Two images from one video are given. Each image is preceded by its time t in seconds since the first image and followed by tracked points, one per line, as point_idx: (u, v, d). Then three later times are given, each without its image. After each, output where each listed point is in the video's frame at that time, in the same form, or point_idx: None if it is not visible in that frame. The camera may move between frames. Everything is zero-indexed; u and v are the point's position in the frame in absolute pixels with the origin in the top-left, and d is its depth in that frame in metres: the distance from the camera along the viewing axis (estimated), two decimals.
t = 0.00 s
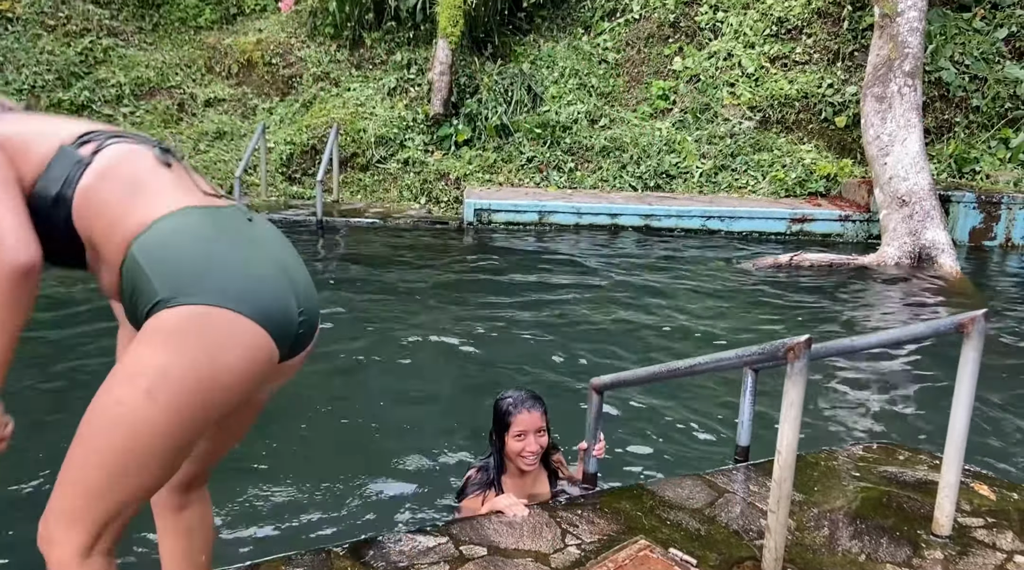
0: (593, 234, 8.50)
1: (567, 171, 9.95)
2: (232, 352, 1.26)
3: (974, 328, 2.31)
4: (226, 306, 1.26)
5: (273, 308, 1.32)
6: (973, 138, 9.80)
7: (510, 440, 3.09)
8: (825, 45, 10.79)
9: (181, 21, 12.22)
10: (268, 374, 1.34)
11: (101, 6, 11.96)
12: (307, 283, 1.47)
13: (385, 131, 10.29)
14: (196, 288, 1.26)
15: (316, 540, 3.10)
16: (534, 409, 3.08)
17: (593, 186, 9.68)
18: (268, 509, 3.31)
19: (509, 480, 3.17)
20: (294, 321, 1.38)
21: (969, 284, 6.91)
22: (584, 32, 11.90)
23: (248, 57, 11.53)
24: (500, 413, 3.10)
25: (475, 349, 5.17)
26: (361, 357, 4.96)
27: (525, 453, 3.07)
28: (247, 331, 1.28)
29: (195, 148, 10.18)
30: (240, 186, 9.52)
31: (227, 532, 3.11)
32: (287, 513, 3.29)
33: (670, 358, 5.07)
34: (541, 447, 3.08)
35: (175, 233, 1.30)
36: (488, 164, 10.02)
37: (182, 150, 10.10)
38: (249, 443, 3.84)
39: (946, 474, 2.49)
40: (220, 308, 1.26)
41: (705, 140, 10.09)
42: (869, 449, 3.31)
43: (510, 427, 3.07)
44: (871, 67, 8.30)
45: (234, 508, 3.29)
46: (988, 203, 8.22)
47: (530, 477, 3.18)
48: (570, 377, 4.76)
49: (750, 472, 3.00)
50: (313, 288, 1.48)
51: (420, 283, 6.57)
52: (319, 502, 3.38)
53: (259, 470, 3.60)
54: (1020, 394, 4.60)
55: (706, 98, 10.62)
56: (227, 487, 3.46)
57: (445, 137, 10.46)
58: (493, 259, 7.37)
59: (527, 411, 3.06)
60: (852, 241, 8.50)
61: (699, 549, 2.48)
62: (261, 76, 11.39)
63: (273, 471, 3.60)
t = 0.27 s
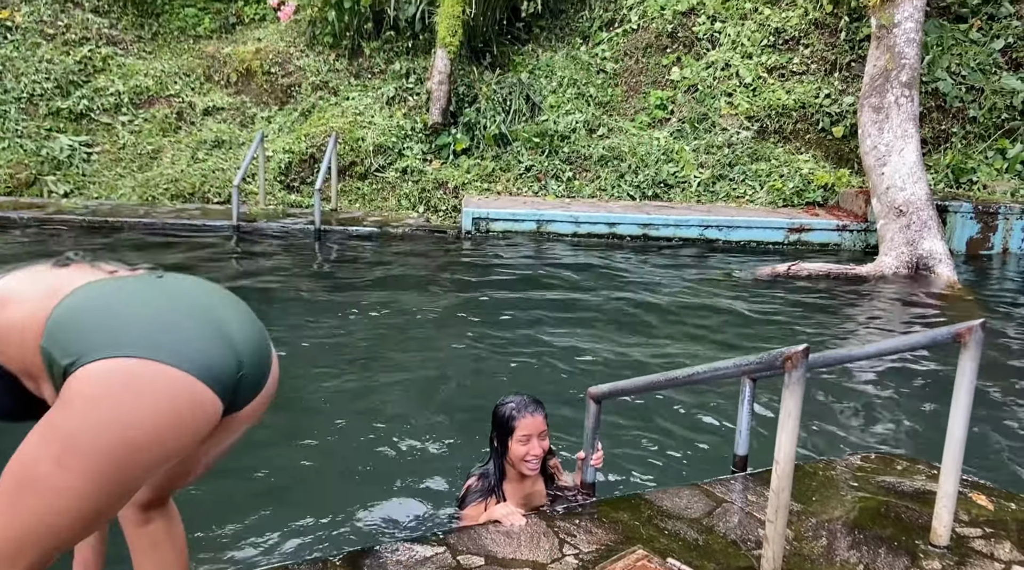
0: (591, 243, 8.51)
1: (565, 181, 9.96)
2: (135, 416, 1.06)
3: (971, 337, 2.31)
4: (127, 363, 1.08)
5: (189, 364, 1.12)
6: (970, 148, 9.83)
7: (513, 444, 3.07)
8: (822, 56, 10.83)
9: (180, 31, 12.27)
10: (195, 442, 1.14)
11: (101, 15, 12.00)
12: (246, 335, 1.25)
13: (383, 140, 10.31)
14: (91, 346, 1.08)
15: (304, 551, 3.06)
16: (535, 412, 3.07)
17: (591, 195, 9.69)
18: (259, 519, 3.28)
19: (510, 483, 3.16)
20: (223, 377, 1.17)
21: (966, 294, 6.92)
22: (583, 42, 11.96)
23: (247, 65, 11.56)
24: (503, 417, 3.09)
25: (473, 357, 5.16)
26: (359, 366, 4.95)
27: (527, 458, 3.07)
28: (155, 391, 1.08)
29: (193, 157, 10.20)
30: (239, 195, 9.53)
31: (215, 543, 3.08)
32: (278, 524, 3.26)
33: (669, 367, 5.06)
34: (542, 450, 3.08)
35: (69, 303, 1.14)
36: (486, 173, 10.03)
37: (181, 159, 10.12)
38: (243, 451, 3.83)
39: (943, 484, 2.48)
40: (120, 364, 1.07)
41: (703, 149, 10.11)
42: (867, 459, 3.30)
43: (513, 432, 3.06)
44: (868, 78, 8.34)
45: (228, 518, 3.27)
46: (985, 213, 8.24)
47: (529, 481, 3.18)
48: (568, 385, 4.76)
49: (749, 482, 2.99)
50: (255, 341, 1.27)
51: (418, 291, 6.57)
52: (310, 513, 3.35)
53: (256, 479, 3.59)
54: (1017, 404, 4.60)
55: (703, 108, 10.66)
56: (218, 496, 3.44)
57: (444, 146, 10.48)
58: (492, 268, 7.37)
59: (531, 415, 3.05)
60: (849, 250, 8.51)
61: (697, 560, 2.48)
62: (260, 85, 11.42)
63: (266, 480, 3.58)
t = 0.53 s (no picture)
0: (590, 252, 8.51)
1: (565, 190, 9.97)
2: (105, 430, 1.26)
3: (970, 347, 2.31)
4: (100, 379, 1.28)
5: (156, 383, 1.32)
6: (968, 159, 9.86)
7: (512, 454, 3.04)
8: (821, 66, 10.87)
9: (180, 39, 12.30)
10: (160, 457, 1.32)
11: (102, 23, 12.04)
12: (209, 367, 1.46)
13: (383, 149, 10.32)
14: (70, 363, 1.29)
15: (300, 560, 3.04)
16: (536, 423, 3.02)
17: (590, 204, 9.71)
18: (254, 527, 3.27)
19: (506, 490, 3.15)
20: (188, 397, 1.37)
21: (965, 304, 6.93)
22: (582, 52, 11.99)
23: (248, 74, 11.58)
24: (503, 426, 3.05)
25: (472, 366, 5.16)
26: (358, 374, 4.95)
27: (525, 468, 3.04)
28: (122, 405, 1.28)
29: (193, 165, 10.21)
30: (239, 203, 9.54)
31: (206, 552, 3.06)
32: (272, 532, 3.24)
33: (668, 377, 5.06)
34: (540, 460, 3.04)
35: (49, 337, 1.35)
36: (486, 182, 10.05)
37: (180, 167, 10.13)
38: (240, 460, 3.82)
39: (943, 494, 2.48)
40: (96, 379, 1.28)
41: (703, 159, 10.13)
42: (866, 470, 3.30)
43: (512, 442, 3.02)
44: (867, 88, 8.38)
45: (227, 526, 3.26)
46: (984, 223, 8.26)
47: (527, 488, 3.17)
48: (566, 394, 4.75)
49: (748, 492, 2.98)
50: (217, 374, 1.47)
51: (417, 300, 6.57)
52: (307, 522, 3.34)
53: (254, 487, 3.58)
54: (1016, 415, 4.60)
55: (703, 118, 10.68)
56: (214, 504, 3.42)
57: (444, 154, 10.50)
58: (490, 277, 7.37)
59: (531, 426, 3.00)
60: (848, 260, 8.52)
61: None
62: (260, 93, 11.45)
63: (264, 489, 3.57)
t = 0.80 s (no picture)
0: (591, 260, 8.51)
1: (565, 198, 9.97)
2: (100, 439, 1.25)
3: (972, 357, 2.30)
4: (97, 389, 1.27)
5: (153, 392, 1.31)
6: (968, 168, 9.87)
7: (513, 458, 3.03)
8: (821, 75, 10.89)
9: (182, 46, 12.34)
10: (160, 466, 1.32)
11: (104, 30, 12.08)
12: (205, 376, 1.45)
13: (383, 156, 10.33)
14: (67, 375, 1.28)
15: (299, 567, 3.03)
16: (538, 430, 2.99)
17: (591, 213, 9.71)
18: (249, 536, 3.25)
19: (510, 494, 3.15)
20: (186, 406, 1.36)
21: (965, 313, 6.92)
22: (583, 60, 12.03)
23: (249, 81, 11.61)
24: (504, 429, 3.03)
25: (472, 374, 5.14)
26: (358, 382, 4.94)
27: (524, 470, 3.02)
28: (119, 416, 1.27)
29: (193, 172, 10.22)
30: (239, 210, 9.54)
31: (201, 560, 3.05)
32: (268, 542, 3.22)
33: (669, 385, 5.04)
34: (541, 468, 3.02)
35: (43, 349, 1.34)
36: (486, 191, 10.05)
37: (181, 174, 10.14)
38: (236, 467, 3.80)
39: (945, 505, 2.46)
40: (93, 390, 1.27)
41: (703, 168, 10.14)
42: (867, 479, 3.29)
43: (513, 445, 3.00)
44: (867, 98, 8.39)
45: (226, 533, 3.25)
46: (984, 233, 8.26)
47: (530, 492, 3.17)
48: (566, 402, 4.74)
49: (749, 501, 2.97)
50: (214, 383, 1.47)
51: (417, 307, 6.56)
52: (306, 529, 3.32)
53: (254, 494, 3.56)
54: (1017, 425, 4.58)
55: (703, 126, 10.70)
56: (211, 510, 3.41)
57: (444, 162, 10.51)
58: (491, 284, 7.37)
59: (531, 430, 2.96)
60: (849, 269, 8.52)
61: None
62: (261, 101, 11.46)
63: (261, 496, 3.55)
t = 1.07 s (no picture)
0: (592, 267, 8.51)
1: (567, 206, 9.98)
2: (102, 444, 1.25)
3: (974, 367, 2.30)
4: (102, 395, 1.27)
5: (158, 398, 1.31)
6: (971, 178, 9.87)
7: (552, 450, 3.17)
8: (823, 84, 10.91)
9: (186, 52, 12.38)
10: (163, 471, 1.32)
11: (108, 37, 12.14)
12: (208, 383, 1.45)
13: (386, 163, 10.35)
14: (71, 379, 1.28)
15: None
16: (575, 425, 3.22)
17: (593, 220, 9.71)
18: (248, 539, 3.23)
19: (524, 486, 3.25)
20: (190, 412, 1.36)
21: (968, 323, 6.90)
22: (586, 68, 12.06)
23: (253, 88, 11.64)
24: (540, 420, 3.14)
25: (473, 381, 5.14)
26: (359, 388, 4.93)
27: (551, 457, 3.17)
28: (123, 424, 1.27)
29: (196, 178, 10.24)
30: (241, 216, 9.56)
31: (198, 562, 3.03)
32: (266, 545, 3.20)
33: (670, 393, 5.03)
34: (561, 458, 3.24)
35: (45, 353, 1.34)
36: (488, 198, 10.07)
37: (183, 180, 10.16)
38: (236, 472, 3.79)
39: (948, 516, 2.46)
40: (98, 395, 1.27)
41: (705, 176, 10.15)
42: (869, 489, 3.28)
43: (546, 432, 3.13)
44: (869, 107, 8.41)
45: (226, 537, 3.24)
46: (986, 242, 8.25)
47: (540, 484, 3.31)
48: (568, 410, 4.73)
49: (750, 510, 2.96)
50: (216, 390, 1.46)
51: (419, 314, 6.56)
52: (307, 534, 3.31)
53: (254, 500, 3.55)
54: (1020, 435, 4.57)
55: (705, 135, 10.71)
56: (210, 514, 3.39)
57: (446, 169, 10.52)
58: (493, 292, 7.37)
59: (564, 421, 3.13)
60: (851, 278, 8.52)
61: None
62: (264, 107, 11.50)
63: (261, 501, 3.54)
